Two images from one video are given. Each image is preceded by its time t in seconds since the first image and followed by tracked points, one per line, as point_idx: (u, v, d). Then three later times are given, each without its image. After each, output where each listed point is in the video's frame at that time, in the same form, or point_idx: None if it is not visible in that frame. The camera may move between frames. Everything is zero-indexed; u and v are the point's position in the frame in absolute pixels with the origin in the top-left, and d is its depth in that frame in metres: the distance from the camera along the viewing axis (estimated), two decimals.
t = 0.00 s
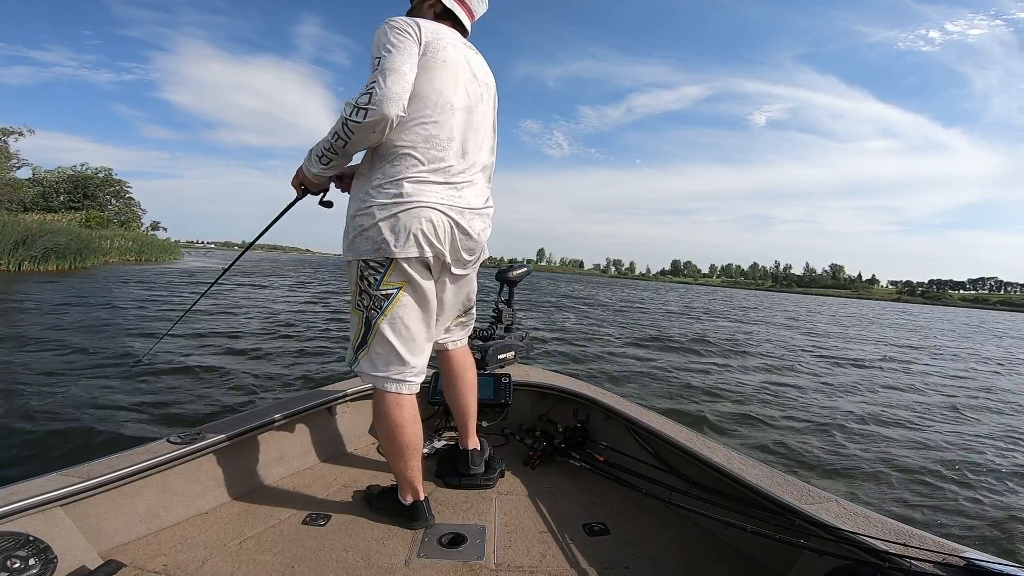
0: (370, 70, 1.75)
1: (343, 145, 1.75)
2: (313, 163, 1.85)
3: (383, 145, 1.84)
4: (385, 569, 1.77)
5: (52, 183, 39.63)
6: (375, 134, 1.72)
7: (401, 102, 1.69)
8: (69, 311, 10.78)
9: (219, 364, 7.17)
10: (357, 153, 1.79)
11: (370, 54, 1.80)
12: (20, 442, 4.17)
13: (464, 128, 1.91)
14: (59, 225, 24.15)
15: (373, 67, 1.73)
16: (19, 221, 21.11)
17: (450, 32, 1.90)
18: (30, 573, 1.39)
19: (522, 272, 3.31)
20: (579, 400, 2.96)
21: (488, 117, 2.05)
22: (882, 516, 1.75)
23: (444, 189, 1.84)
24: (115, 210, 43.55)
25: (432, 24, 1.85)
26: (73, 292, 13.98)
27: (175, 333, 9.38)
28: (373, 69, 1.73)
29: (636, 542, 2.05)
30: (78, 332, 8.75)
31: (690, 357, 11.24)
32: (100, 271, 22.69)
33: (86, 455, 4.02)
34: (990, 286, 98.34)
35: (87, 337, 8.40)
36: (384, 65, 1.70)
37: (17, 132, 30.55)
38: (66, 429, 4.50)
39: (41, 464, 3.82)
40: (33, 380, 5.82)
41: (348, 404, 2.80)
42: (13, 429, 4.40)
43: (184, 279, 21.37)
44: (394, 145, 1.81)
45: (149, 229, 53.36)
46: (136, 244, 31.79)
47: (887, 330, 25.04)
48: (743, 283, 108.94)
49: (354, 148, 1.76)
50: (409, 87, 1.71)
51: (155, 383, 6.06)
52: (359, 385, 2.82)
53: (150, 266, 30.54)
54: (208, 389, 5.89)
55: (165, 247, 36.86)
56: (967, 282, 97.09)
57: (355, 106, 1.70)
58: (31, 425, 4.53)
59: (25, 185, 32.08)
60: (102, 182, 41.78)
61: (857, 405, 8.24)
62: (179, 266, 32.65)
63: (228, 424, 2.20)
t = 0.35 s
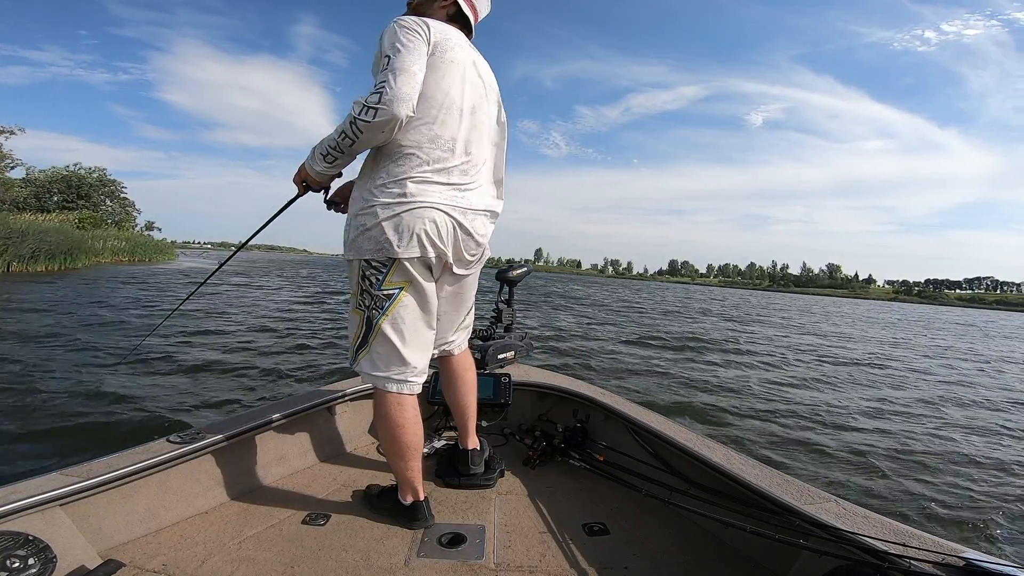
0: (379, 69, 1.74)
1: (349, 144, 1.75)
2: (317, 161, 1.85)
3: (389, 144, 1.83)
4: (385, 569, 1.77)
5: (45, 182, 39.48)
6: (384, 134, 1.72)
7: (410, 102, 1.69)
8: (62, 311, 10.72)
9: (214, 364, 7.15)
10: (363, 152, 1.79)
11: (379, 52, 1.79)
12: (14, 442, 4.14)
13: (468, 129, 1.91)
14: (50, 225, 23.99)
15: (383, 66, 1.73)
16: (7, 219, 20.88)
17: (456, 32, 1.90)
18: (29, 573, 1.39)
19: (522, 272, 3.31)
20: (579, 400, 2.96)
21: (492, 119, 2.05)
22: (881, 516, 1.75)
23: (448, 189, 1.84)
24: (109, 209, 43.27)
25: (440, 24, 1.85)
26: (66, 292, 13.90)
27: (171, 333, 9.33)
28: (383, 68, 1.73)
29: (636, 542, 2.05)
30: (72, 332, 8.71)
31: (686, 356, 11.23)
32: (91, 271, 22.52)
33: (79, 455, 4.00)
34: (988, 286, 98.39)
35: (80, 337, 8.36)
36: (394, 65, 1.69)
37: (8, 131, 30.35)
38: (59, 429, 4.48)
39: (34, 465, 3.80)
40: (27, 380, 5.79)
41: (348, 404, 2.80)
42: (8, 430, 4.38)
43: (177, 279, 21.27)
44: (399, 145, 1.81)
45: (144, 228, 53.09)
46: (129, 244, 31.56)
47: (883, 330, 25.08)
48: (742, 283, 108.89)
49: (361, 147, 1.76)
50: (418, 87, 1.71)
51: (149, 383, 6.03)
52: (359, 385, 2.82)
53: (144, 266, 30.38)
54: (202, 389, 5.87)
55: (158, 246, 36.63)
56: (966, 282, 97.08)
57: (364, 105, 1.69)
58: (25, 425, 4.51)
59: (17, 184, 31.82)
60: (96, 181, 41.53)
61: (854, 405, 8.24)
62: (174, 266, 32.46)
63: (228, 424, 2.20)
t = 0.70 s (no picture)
0: (386, 70, 1.74)
1: (355, 144, 1.75)
2: (320, 162, 1.84)
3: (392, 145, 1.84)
4: (385, 569, 1.77)
5: (39, 182, 39.43)
6: (391, 134, 1.72)
7: (418, 103, 1.70)
8: (57, 311, 10.69)
9: (210, 364, 7.14)
10: (368, 153, 1.79)
11: (385, 53, 1.79)
12: (10, 443, 4.13)
13: (470, 130, 1.91)
14: (41, 226, 23.92)
15: (390, 67, 1.73)
16: None
17: (459, 34, 1.90)
18: (30, 573, 1.39)
19: (522, 273, 3.31)
20: (579, 400, 2.96)
21: (493, 120, 2.05)
22: (881, 516, 1.75)
23: (449, 190, 1.85)
24: (103, 209, 43.07)
25: (444, 25, 1.85)
26: (59, 293, 13.87)
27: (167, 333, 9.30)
28: (390, 69, 1.73)
29: (636, 542, 2.05)
30: (68, 333, 8.69)
31: (684, 356, 11.22)
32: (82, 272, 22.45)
33: (75, 455, 4.00)
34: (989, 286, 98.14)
35: (76, 338, 8.34)
36: (402, 65, 1.69)
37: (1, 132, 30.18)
38: (55, 430, 4.47)
39: (30, 465, 3.79)
40: (22, 380, 5.78)
41: (348, 404, 2.80)
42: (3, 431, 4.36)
43: (170, 280, 21.22)
44: (403, 146, 1.81)
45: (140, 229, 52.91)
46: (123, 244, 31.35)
47: (880, 329, 25.08)
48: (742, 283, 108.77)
49: (367, 148, 1.76)
50: (426, 88, 1.72)
51: (145, 383, 6.03)
52: (359, 385, 2.82)
53: (138, 266, 30.31)
54: (198, 390, 5.86)
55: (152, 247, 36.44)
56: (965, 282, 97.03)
57: (371, 106, 1.69)
58: (21, 426, 4.49)
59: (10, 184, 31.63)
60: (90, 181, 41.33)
61: (852, 404, 8.24)
62: (169, 266, 32.34)
63: (228, 424, 2.20)
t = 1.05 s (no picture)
0: (382, 70, 1.74)
1: (353, 145, 1.75)
2: (319, 163, 1.84)
3: (390, 145, 1.83)
4: (386, 569, 1.77)
5: (32, 181, 39.27)
6: (389, 134, 1.72)
7: (415, 103, 1.70)
8: (51, 311, 10.64)
9: (206, 364, 7.13)
10: (366, 154, 1.79)
11: (382, 54, 1.79)
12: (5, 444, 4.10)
13: (469, 130, 1.91)
14: (31, 226, 23.76)
15: (386, 68, 1.73)
16: None
17: (456, 33, 1.89)
18: (31, 574, 1.39)
19: (522, 273, 3.31)
20: (579, 401, 2.96)
21: (491, 120, 2.05)
22: (882, 515, 1.75)
23: (448, 190, 1.84)
24: (96, 209, 42.84)
25: (440, 25, 1.85)
26: (52, 293, 13.80)
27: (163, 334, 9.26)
28: (386, 69, 1.73)
29: (636, 542, 2.05)
30: (62, 333, 8.65)
31: (681, 356, 11.21)
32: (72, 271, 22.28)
33: (71, 456, 3.99)
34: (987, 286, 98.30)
35: (71, 338, 8.31)
36: (399, 66, 1.70)
37: None
38: (51, 430, 4.45)
39: (26, 465, 3.78)
40: (18, 380, 5.76)
41: (348, 404, 2.79)
42: None
43: (163, 280, 21.13)
44: (401, 146, 1.81)
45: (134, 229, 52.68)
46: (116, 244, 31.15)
47: (875, 328, 25.13)
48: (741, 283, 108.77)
49: (365, 149, 1.76)
50: (423, 88, 1.72)
51: (142, 384, 6.02)
52: (360, 385, 2.82)
53: (130, 266, 30.16)
54: (194, 390, 5.83)
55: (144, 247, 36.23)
56: (963, 281, 97.23)
57: (369, 106, 1.69)
58: (17, 426, 4.47)
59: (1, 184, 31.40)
60: (82, 181, 41.15)
61: (849, 404, 8.25)
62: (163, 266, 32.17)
63: (228, 425, 2.20)
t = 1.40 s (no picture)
0: (380, 70, 1.74)
1: (351, 146, 1.75)
2: (317, 165, 1.84)
3: (388, 145, 1.83)
4: (386, 569, 1.77)
5: (23, 180, 39.09)
6: (387, 134, 1.72)
7: (413, 102, 1.69)
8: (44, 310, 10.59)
9: (204, 364, 7.11)
10: (364, 154, 1.79)
11: (379, 53, 1.79)
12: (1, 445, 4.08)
13: (465, 130, 1.91)
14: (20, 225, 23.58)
15: (383, 68, 1.73)
16: None
17: (452, 33, 1.89)
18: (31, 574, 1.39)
19: (522, 273, 3.31)
20: (579, 401, 2.96)
21: (488, 119, 2.05)
22: (882, 515, 1.75)
23: (445, 189, 1.84)
24: (90, 208, 42.67)
25: (436, 25, 1.84)
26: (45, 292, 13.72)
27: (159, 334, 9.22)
28: (383, 69, 1.73)
29: (636, 542, 2.05)
30: (57, 332, 8.61)
31: (680, 356, 11.20)
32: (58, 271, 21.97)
33: (68, 456, 3.98)
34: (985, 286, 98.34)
35: (65, 337, 8.27)
36: (396, 66, 1.69)
37: None
38: (48, 430, 4.43)
39: (22, 466, 3.76)
40: (13, 380, 5.74)
41: (348, 404, 2.79)
42: None
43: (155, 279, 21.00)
44: (399, 146, 1.81)
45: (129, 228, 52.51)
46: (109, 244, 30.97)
47: (872, 328, 25.14)
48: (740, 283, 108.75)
49: (363, 149, 1.76)
50: (420, 87, 1.71)
51: (138, 383, 6.00)
52: (359, 385, 2.82)
53: (122, 266, 30.00)
54: (192, 391, 5.81)
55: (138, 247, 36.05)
56: (960, 281, 97.19)
57: (366, 107, 1.69)
58: (13, 427, 4.45)
59: None
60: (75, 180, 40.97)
61: (846, 403, 8.25)
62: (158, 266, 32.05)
63: (228, 424, 2.19)
